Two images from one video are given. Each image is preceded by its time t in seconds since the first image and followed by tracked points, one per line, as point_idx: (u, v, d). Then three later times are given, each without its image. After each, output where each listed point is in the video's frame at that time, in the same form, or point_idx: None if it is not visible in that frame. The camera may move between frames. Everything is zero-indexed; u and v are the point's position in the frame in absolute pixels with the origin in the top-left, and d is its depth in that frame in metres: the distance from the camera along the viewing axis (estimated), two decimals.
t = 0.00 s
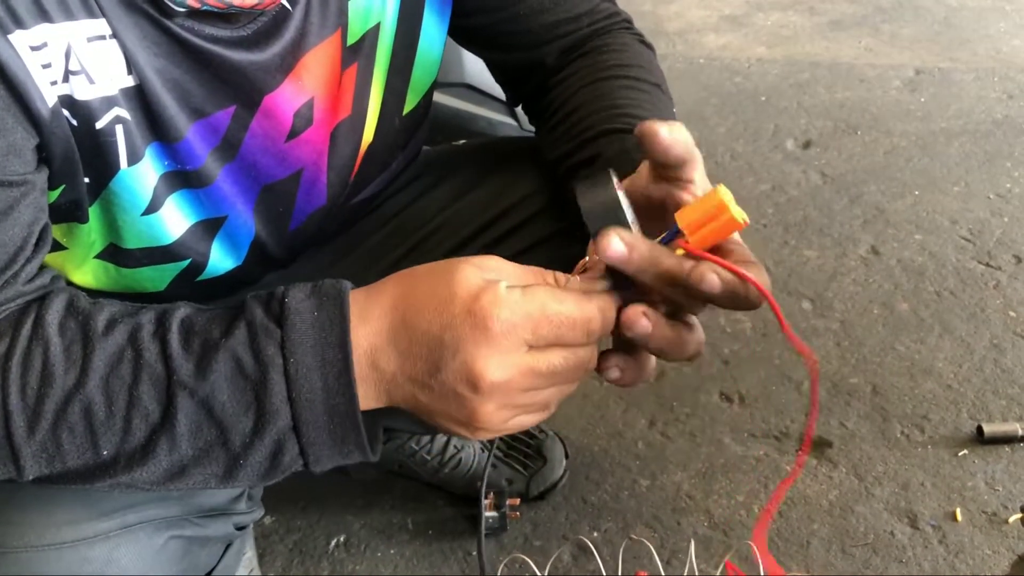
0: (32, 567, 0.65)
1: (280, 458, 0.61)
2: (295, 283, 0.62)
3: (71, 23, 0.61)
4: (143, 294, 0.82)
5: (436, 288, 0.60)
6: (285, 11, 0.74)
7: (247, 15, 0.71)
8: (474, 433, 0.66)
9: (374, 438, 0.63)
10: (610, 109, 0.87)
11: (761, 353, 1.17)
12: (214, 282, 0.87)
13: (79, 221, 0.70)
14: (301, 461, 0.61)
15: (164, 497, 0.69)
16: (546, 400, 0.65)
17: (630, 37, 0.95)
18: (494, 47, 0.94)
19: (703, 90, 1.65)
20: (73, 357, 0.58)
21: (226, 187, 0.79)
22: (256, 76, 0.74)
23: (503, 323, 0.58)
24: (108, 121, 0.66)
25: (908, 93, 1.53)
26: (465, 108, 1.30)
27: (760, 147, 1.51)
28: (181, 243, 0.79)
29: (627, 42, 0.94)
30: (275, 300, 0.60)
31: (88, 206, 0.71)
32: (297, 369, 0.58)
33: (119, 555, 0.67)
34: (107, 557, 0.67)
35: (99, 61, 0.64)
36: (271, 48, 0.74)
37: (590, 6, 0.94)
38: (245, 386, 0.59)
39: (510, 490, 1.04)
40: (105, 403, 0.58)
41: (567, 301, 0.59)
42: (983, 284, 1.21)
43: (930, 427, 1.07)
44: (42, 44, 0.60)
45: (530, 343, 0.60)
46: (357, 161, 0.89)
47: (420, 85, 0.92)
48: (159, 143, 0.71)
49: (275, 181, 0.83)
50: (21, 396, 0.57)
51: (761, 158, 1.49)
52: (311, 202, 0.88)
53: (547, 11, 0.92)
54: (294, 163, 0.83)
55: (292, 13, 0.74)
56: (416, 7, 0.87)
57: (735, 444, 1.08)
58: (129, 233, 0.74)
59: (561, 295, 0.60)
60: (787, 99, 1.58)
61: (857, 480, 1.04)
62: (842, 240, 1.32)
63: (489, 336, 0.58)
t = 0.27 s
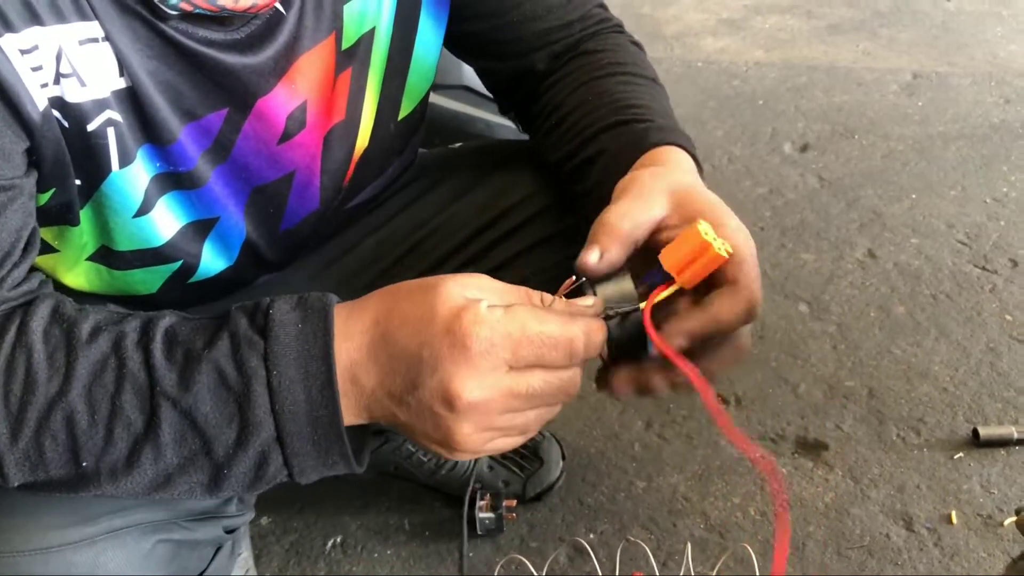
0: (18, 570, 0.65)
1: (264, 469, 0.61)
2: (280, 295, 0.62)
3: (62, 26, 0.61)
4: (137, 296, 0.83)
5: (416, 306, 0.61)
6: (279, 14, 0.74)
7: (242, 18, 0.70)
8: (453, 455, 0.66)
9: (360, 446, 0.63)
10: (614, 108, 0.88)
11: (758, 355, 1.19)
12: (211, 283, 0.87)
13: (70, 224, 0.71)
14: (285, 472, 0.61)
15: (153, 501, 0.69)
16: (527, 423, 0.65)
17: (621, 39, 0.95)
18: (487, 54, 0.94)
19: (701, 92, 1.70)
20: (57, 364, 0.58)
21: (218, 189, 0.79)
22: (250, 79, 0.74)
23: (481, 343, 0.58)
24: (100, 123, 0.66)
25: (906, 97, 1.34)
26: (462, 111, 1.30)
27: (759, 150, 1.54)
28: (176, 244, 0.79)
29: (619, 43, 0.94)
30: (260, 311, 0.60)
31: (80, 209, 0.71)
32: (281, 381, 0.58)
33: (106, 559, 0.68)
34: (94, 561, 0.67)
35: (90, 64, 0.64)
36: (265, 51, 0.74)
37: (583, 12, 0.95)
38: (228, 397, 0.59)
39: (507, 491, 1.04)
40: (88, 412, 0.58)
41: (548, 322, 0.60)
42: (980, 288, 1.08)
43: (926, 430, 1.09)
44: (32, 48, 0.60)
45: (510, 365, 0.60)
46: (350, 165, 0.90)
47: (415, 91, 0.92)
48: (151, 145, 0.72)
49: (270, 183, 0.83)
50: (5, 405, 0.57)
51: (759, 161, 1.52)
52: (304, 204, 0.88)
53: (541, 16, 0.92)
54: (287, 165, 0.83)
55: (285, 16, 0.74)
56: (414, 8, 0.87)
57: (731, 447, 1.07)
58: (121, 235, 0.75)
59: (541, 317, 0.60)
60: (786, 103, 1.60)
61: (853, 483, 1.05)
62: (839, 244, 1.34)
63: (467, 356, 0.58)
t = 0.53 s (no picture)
0: (21, 565, 0.65)
1: (265, 468, 0.61)
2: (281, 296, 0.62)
3: (67, 25, 0.62)
4: (138, 296, 0.83)
5: (421, 307, 0.60)
6: (283, 15, 0.74)
7: (246, 18, 0.71)
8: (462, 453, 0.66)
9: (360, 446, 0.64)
10: (601, 116, 0.88)
11: (753, 361, 1.19)
12: (210, 284, 0.87)
13: (73, 224, 0.71)
14: (286, 472, 0.61)
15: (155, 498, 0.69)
16: (534, 420, 0.66)
17: (620, 43, 0.96)
18: (489, 55, 0.95)
19: (698, 100, 1.68)
20: (58, 363, 0.58)
21: (221, 187, 0.80)
22: (253, 80, 0.75)
23: (487, 345, 0.58)
24: (104, 122, 0.67)
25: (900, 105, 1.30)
26: (459, 115, 1.31)
27: (755, 157, 1.53)
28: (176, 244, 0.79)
29: (616, 48, 0.94)
30: (261, 312, 0.60)
31: (83, 208, 0.71)
32: (281, 383, 0.58)
33: (109, 555, 0.68)
34: (96, 557, 0.67)
35: (96, 63, 0.64)
36: (268, 51, 0.75)
37: (583, 16, 0.95)
38: (229, 399, 0.59)
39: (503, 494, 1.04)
40: (89, 412, 0.58)
41: (554, 322, 0.59)
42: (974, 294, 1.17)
43: (922, 435, 1.08)
44: (37, 46, 0.60)
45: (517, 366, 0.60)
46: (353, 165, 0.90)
47: (417, 91, 0.93)
48: (155, 144, 0.72)
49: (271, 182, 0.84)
50: (7, 403, 0.57)
51: (755, 168, 1.51)
52: (306, 204, 0.88)
53: (542, 20, 0.93)
54: (289, 165, 0.84)
55: (289, 17, 0.75)
56: (414, 14, 0.88)
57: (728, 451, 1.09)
58: (124, 233, 0.75)
59: (547, 315, 0.60)
60: (782, 110, 1.60)
61: (849, 488, 1.04)
62: (835, 250, 1.34)
63: (473, 358, 0.58)
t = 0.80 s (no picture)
0: None
1: (275, 470, 0.62)
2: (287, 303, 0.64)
3: (78, 50, 0.63)
4: (145, 312, 0.85)
5: (424, 303, 0.62)
6: (287, 41, 0.76)
7: (250, 44, 0.73)
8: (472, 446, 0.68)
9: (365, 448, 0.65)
10: (602, 140, 0.90)
11: (745, 378, 1.20)
12: (211, 301, 0.89)
13: (83, 241, 0.73)
14: (296, 473, 0.63)
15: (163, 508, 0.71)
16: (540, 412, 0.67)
17: (619, 69, 0.98)
18: (490, 77, 0.98)
19: (692, 119, 1.70)
20: (73, 372, 0.60)
21: (225, 208, 0.81)
22: (258, 104, 0.77)
23: (492, 333, 0.60)
24: (113, 144, 0.69)
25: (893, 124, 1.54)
26: (456, 134, 1.33)
27: (747, 175, 1.55)
28: (179, 263, 0.81)
29: (618, 74, 0.97)
30: (269, 318, 0.62)
31: (92, 226, 0.73)
32: (291, 385, 0.60)
33: (118, 565, 0.69)
34: (106, 566, 0.69)
35: (106, 88, 0.66)
36: (272, 76, 0.77)
37: (584, 40, 0.97)
38: (240, 402, 0.61)
39: (498, 509, 1.06)
40: (104, 418, 0.60)
41: (553, 308, 0.62)
42: (964, 312, 1.24)
43: (911, 452, 1.10)
44: (51, 71, 0.62)
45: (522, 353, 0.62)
46: (354, 186, 0.92)
47: (418, 115, 0.95)
48: (162, 165, 0.74)
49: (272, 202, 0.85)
50: (23, 411, 0.59)
51: (748, 187, 1.52)
52: (307, 224, 0.90)
53: (541, 44, 0.95)
54: (291, 186, 0.85)
55: (293, 41, 0.77)
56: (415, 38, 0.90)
57: (719, 467, 1.10)
58: (131, 252, 0.77)
59: (545, 304, 0.62)
60: (774, 129, 1.63)
61: (838, 503, 1.06)
62: (827, 268, 1.35)
63: (480, 346, 0.60)
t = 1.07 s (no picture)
0: None
1: (282, 491, 0.64)
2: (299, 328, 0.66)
3: (91, 74, 0.65)
4: (151, 328, 0.86)
5: (424, 336, 0.64)
6: (289, 64, 0.79)
7: (255, 66, 0.76)
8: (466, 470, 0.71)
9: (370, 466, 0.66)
10: (604, 158, 0.92)
11: (742, 391, 1.22)
12: (216, 317, 0.91)
13: (92, 258, 0.74)
14: (302, 493, 0.64)
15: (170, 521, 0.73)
16: (532, 442, 0.70)
17: (614, 89, 1.00)
18: (487, 99, 1.00)
19: (689, 135, 1.71)
20: (89, 391, 0.62)
21: (230, 224, 0.83)
22: (263, 124, 0.79)
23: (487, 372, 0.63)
24: (125, 163, 0.70)
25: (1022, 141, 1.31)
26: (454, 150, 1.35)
27: (744, 191, 1.56)
28: (185, 279, 0.82)
29: (615, 95, 0.99)
30: (281, 343, 0.64)
31: (102, 241, 0.74)
32: (300, 409, 0.62)
33: None
34: None
35: (117, 109, 0.68)
36: (276, 98, 0.79)
37: (579, 63, 0.99)
38: (251, 423, 0.62)
39: (498, 522, 1.07)
40: (118, 436, 0.61)
41: (546, 348, 0.64)
42: (957, 327, 1.27)
43: (905, 464, 1.11)
44: (65, 94, 0.64)
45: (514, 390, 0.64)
46: (357, 206, 0.94)
47: (418, 134, 0.97)
48: (169, 183, 0.76)
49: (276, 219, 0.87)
50: (41, 427, 0.60)
51: (745, 202, 1.54)
52: (310, 240, 0.92)
53: (538, 67, 0.97)
54: (294, 204, 0.87)
55: (296, 65, 0.80)
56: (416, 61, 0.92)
57: (716, 479, 1.12)
58: (139, 268, 0.78)
59: (541, 345, 0.65)
60: (771, 145, 1.65)
61: (833, 515, 1.07)
62: (822, 283, 1.37)
63: (476, 387, 0.63)
